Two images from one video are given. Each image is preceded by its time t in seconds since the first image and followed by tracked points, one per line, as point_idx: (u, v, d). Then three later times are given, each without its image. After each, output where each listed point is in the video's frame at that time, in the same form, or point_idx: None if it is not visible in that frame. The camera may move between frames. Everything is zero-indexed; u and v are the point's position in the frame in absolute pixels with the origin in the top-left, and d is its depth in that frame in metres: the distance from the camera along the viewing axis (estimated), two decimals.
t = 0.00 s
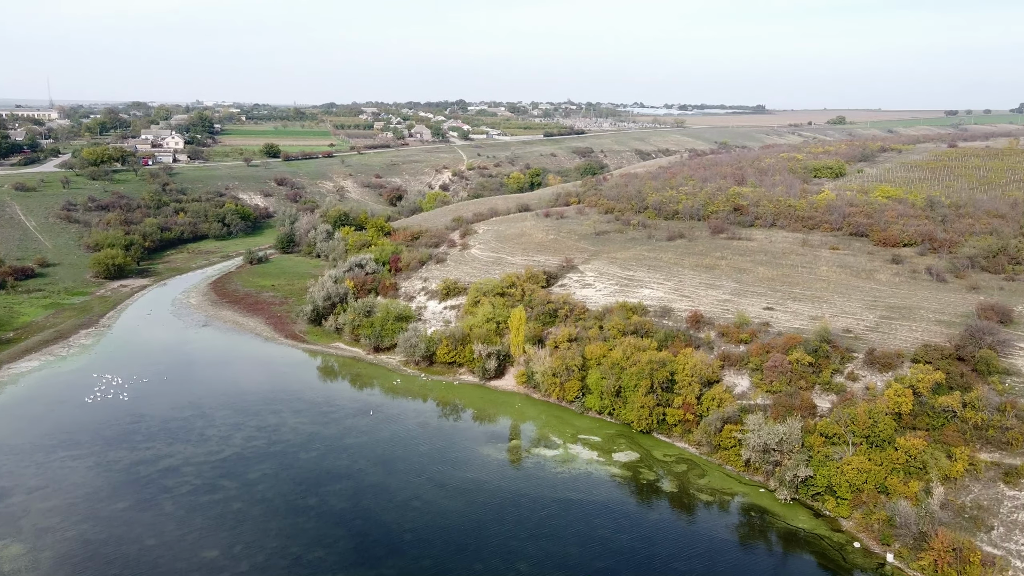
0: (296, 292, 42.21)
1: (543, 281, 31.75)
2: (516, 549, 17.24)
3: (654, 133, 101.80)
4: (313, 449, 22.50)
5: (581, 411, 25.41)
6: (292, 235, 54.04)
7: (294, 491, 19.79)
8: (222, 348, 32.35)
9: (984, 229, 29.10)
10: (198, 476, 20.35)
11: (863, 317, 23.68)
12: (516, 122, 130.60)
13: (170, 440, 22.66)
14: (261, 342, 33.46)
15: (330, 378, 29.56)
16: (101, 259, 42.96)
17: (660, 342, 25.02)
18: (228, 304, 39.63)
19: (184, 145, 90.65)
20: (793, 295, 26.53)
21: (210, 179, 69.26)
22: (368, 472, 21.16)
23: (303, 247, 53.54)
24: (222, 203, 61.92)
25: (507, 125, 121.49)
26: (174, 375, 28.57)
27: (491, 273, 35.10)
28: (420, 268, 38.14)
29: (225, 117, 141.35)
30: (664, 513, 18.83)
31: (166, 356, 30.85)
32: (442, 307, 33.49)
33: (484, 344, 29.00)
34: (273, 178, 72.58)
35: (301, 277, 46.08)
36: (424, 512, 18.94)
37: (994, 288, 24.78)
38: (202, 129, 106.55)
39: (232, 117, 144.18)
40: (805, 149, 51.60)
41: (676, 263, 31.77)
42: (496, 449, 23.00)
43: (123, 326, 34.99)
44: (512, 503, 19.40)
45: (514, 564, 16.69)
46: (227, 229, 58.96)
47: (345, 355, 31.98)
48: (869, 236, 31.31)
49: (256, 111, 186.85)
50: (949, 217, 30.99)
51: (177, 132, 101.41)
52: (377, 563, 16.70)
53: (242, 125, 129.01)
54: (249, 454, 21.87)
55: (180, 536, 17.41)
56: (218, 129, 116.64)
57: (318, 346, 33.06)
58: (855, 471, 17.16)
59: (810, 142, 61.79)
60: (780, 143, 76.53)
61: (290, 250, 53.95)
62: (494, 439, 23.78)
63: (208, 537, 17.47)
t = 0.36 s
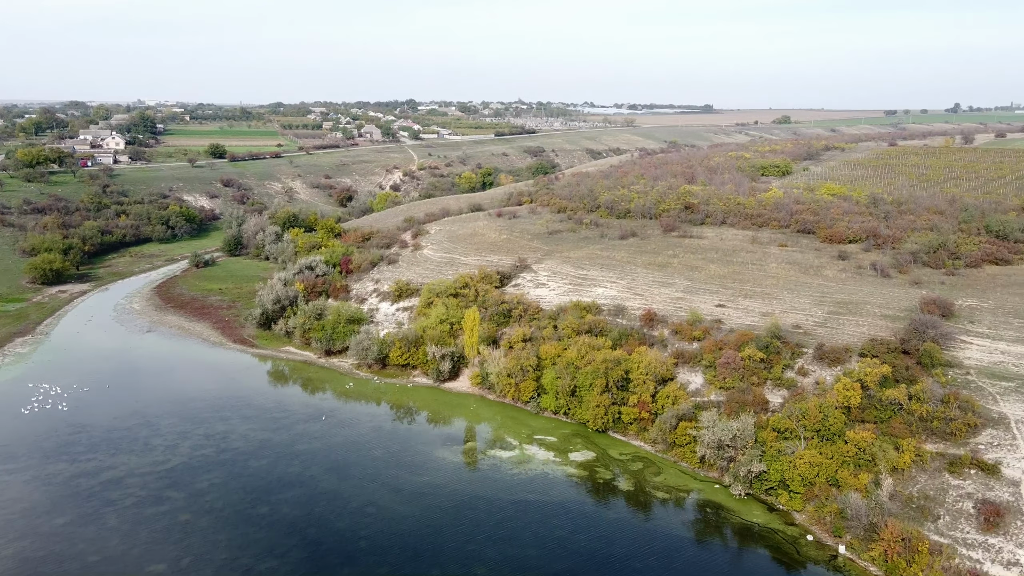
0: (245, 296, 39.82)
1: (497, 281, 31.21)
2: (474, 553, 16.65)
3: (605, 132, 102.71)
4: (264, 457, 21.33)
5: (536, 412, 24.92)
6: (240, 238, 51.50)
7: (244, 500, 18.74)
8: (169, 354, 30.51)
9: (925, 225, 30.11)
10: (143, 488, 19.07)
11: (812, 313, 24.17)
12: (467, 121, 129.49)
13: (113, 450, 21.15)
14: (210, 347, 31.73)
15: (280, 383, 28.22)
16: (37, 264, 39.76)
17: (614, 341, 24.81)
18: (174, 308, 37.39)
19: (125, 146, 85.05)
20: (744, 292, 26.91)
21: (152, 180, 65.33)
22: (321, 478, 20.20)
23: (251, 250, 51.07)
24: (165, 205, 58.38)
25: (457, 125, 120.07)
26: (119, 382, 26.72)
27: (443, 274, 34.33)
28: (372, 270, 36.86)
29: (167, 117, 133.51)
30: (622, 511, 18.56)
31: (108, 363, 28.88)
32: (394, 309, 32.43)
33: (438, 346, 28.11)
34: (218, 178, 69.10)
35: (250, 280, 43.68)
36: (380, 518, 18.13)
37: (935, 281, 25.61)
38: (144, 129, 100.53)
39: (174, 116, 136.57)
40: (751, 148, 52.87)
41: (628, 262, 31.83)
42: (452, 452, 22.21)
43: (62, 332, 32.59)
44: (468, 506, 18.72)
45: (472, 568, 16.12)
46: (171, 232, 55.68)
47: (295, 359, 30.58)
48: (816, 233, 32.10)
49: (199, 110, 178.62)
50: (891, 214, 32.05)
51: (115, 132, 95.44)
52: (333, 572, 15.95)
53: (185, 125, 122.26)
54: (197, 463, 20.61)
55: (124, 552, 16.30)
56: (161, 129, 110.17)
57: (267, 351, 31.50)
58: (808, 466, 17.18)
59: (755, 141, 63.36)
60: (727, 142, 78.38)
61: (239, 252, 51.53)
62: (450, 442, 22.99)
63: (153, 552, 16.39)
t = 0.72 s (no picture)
0: (190, 300, 36.94)
1: (448, 282, 30.47)
2: (428, 558, 16.01)
3: (555, 131, 103.01)
4: (211, 465, 20.14)
5: (489, 413, 24.20)
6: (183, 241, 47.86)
7: (190, 511, 17.71)
8: (109, 360, 28.67)
9: (867, 222, 31.14)
10: (83, 502, 17.88)
11: (761, 309, 24.61)
12: (417, 121, 127.55)
13: (50, 464, 19.75)
14: (154, 353, 29.95)
15: (227, 389, 26.74)
16: None
17: (567, 340, 24.47)
18: (116, 313, 34.98)
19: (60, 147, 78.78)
20: (694, 290, 27.21)
21: (88, 181, 60.84)
22: (272, 484, 19.21)
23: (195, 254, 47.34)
24: (104, 207, 54.31)
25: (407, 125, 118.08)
26: (55, 392, 24.94)
27: (394, 275, 33.35)
28: (321, 272, 35.36)
29: (106, 117, 123.83)
30: (577, 512, 18.08)
31: (43, 371, 26.95)
32: (344, 311, 31.12)
33: (389, 348, 27.16)
34: (159, 180, 64.75)
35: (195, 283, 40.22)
36: (332, 525, 17.28)
37: (877, 276, 26.42)
38: (79, 129, 92.69)
39: (111, 116, 127.65)
40: (698, 147, 53.85)
41: (580, 261, 31.75)
42: (402, 456, 21.21)
43: None
44: (419, 511, 17.88)
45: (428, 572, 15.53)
46: (112, 235, 51.87)
47: (244, 364, 29.07)
48: (763, 231, 32.80)
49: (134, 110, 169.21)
50: (835, 211, 33.07)
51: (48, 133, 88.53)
52: None
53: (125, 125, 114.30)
54: (140, 474, 19.39)
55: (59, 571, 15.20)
56: (98, 128, 102.27)
57: (214, 355, 29.84)
58: (761, 461, 17.26)
59: (702, 140, 64.64)
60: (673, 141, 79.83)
61: (182, 256, 47.76)
62: (402, 445, 22.06)
63: (93, 569, 15.36)
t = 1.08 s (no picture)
0: (126, 305, 34.19)
1: (394, 284, 29.53)
2: (377, 566, 15.21)
3: (499, 130, 102.80)
4: (150, 476, 18.83)
5: (438, 416, 23.27)
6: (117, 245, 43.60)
7: (128, 525, 16.57)
8: (38, 370, 26.62)
9: (806, 218, 32.20)
10: (10, 520, 16.54)
11: (706, 306, 24.99)
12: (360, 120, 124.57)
13: None
14: (86, 361, 27.92)
15: (166, 397, 25.08)
16: None
17: (515, 340, 23.98)
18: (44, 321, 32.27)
19: None
20: (641, 287, 27.37)
21: (10, 184, 55.52)
22: (216, 494, 18.11)
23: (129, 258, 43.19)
24: (31, 211, 49.45)
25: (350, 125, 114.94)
26: None
27: (339, 277, 32.08)
28: (264, 275, 33.52)
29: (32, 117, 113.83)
30: (527, 514, 17.48)
31: None
32: (288, 315, 29.55)
33: (335, 352, 25.83)
34: (91, 182, 59.64)
35: (130, 289, 36.95)
36: (279, 534, 16.36)
37: (816, 270, 27.26)
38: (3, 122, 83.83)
39: (39, 116, 117.46)
40: (642, 146, 54.64)
41: (527, 261, 31.46)
42: (351, 461, 20.21)
43: None
44: (367, 519, 16.95)
45: None
46: (39, 240, 47.62)
47: (184, 370, 27.30)
48: (706, 229, 33.39)
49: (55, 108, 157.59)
50: (775, 208, 34.13)
51: None
52: None
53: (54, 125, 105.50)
54: (74, 488, 18.05)
55: None
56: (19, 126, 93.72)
57: (152, 362, 27.96)
58: (709, 456, 17.16)
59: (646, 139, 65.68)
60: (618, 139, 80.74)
61: (117, 260, 43.56)
62: (350, 450, 20.95)
63: None
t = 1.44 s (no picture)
0: (50, 313, 31.12)
1: (334, 286, 27.89)
2: None
3: (439, 130, 100.71)
4: (79, 492, 17.31)
5: (381, 419, 21.89)
6: (40, 250, 39.06)
7: (54, 545, 15.18)
8: None
9: (742, 215, 33.15)
10: None
11: (648, 303, 25.16)
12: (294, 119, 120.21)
13: None
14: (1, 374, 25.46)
15: (95, 408, 23.14)
16: None
17: (458, 341, 22.99)
18: None
19: None
20: (583, 285, 27.37)
21: None
22: (152, 506, 16.79)
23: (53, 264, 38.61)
24: None
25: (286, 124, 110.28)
26: None
27: (277, 279, 30.39)
28: (198, 279, 31.03)
29: None
30: (473, 515, 16.56)
31: None
32: (224, 320, 27.35)
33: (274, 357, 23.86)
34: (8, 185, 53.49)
35: (52, 296, 33.54)
36: (218, 547, 15.23)
37: (755, 265, 27.89)
38: None
39: None
40: (583, 145, 54.96)
41: (469, 260, 30.96)
42: (293, 467, 18.93)
43: None
44: (309, 528, 15.88)
45: None
46: None
47: (114, 379, 25.19)
48: (646, 226, 33.80)
49: None
50: (713, 205, 35.07)
51: None
52: None
53: None
54: None
55: None
56: None
57: (78, 373, 25.67)
58: (654, 452, 16.49)
59: (586, 138, 66.33)
60: (558, 138, 80.89)
61: (39, 267, 38.90)
62: (292, 457, 19.61)
63: None
